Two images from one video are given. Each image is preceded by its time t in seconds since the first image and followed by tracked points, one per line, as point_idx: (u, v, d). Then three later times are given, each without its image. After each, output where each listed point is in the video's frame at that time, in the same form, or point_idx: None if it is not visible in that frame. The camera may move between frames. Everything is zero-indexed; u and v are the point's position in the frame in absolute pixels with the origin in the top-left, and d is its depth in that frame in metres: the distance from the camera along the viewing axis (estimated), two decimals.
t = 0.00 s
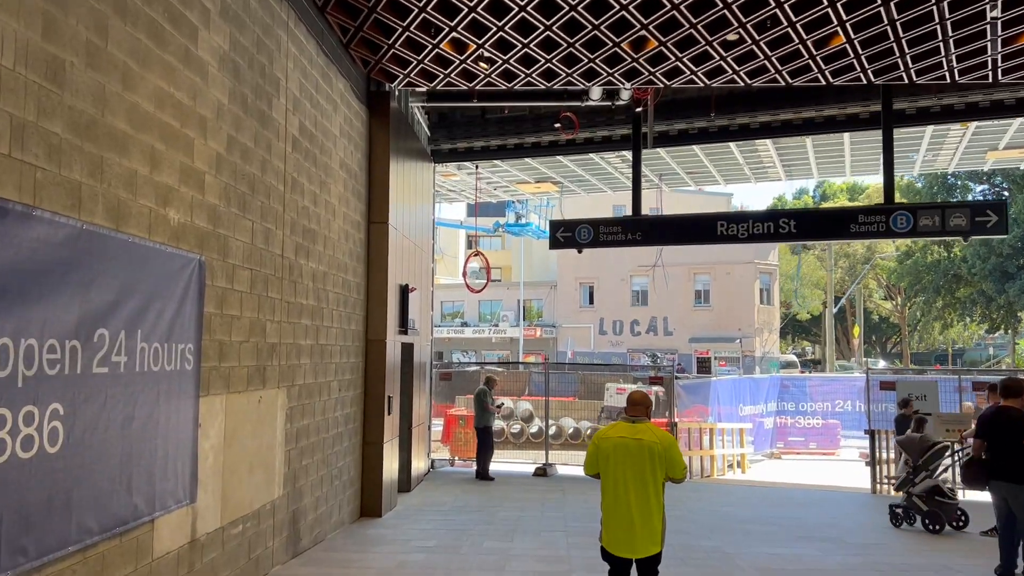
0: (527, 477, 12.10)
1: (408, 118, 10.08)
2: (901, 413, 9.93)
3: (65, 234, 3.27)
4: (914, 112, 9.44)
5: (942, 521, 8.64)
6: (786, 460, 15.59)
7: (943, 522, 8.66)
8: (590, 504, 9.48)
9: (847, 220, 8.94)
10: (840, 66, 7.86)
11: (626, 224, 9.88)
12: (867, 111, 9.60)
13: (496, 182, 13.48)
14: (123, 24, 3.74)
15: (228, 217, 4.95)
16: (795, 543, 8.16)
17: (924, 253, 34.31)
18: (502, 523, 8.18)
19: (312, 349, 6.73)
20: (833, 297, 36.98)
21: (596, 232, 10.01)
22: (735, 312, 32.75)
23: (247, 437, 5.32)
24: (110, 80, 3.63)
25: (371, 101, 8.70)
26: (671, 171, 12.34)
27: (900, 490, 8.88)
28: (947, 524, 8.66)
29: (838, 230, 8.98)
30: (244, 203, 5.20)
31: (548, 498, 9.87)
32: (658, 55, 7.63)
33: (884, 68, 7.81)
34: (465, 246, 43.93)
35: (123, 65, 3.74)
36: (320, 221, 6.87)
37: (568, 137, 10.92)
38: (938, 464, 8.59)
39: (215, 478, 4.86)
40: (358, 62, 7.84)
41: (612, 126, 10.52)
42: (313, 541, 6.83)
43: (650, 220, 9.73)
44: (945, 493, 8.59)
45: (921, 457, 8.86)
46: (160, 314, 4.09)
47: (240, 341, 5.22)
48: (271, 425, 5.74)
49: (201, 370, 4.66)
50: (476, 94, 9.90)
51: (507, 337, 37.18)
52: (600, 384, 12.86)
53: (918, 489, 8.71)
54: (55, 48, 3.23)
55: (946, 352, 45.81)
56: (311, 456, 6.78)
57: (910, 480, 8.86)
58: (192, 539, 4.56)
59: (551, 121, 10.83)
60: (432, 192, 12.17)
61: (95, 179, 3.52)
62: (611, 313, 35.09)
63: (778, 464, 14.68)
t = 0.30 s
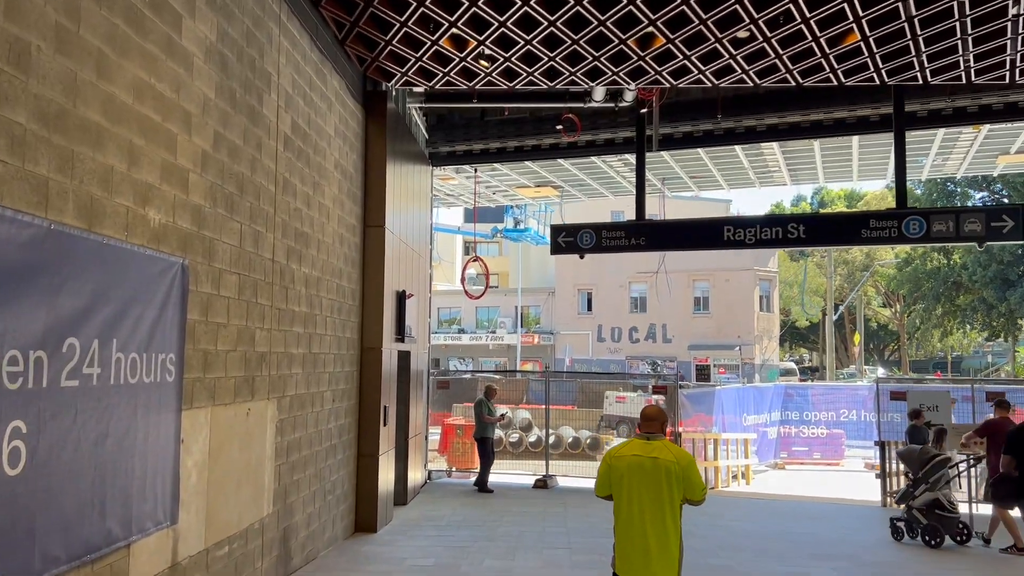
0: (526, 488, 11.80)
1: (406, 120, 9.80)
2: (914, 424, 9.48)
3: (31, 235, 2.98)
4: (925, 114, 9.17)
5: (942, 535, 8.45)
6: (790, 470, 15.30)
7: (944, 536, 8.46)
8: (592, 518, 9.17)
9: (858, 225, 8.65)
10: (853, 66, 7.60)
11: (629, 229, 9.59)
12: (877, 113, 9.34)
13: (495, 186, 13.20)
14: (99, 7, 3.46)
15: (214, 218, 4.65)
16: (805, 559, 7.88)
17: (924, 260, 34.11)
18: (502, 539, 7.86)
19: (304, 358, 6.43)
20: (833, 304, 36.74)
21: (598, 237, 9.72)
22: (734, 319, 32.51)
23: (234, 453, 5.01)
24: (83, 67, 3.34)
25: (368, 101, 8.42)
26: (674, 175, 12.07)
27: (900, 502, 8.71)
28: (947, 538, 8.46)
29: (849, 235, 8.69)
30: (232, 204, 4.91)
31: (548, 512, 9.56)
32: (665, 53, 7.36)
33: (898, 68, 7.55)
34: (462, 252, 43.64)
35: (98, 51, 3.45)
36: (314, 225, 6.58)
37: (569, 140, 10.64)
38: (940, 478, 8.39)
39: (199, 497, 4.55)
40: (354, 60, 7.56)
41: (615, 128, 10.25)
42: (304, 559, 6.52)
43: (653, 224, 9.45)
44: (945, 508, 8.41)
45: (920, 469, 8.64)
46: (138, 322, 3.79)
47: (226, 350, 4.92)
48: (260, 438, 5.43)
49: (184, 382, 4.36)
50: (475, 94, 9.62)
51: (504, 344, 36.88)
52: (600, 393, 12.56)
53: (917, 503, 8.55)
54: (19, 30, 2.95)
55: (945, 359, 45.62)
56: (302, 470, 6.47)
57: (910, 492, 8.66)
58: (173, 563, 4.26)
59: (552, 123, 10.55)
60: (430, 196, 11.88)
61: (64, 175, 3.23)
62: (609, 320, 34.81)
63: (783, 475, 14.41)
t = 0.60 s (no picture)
0: (523, 500, 11.53)
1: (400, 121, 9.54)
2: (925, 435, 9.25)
3: None
4: (932, 117, 8.95)
5: (937, 548, 8.16)
6: (790, 481, 15.04)
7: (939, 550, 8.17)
8: (590, 532, 8.89)
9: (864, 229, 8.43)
10: (860, 66, 7.39)
11: (629, 233, 9.36)
12: (882, 115, 9.13)
13: (491, 190, 12.95)
14: None
15: (194, 215, 4.39)
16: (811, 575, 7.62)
17: (919, 268, 33.97)
18: (498, 554, 7.58)
19: (292, 365, 6.15)
20: (828, 313, 36.57)
21: (597, 242, 9.47)
22: (730, 327, 32.31)
23: (215, 464, 4.74)
24: (47, 47, 3.08)
25: (361, 99, 8.16)
26: (673, 180, 11.85)
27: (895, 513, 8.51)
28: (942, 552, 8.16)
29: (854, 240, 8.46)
30: (214, 201, 4.64)
31: (545, 525, 9.27)
32: (668, 51, 7.13)
33: (907, 67, 7.34)
34: (456, 259, 43.37)
35: (64, 31, 3.20)
36: (303, 226, 6.31)
37: (567, 143, 10.41)
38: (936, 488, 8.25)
39: (176, 512, 4.27)
40: (346, 56, 7.31)
41: (614, 131, 10.02)
42: None
43: (654, 229, 9.22)
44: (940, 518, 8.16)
45: (915, 480, 8.55)
46: (107, 324, 3.52)
47: (207, 355, 4.65)
48: (243, 449, 5.16)
49: (160, 390, 4.08)
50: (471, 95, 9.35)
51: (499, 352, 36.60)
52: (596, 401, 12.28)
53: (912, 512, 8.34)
54: None
55: (939, 368, 45.53)
56: (290, 482, 6.19)
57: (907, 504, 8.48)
58: None
59: (550, 125, 10.32)
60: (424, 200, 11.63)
61: (25, 163, 2.97)
62: (605, 328, 34.55)
63: (782, 485, 14.17)
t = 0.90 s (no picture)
0: (516, 517, 11.22)
1: (391, 128, 9.29)
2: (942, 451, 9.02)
3: None
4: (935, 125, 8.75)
5: (931, 568, 7.85)
6: (788, 497, 14.69)
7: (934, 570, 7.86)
8: (585, 552, 8.60)
9: (867, 239, 8.20)
10: (865, 71, 7.19)
11: (625, 243, 9.11)
12: (883, 123, 8.94)
13: (484, 199, 12.71)
14: None
15: (168, 220, 4.12)
16: None
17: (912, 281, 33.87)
18: None
19: (274, 379, 5.86)
20: (822, 325, 36.43)
21: (592, 252, 9.23)
22: (723, 340, 32.11)
23: (189, 485, 4.44)
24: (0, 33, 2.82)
25: (350, 104, 7.91)
26: (670, 189, 11.63)
27: (889, 532, 8.25)
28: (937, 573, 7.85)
29: (857, 251, 8.23)
30: (191, 205, 4.38)
31: (538, 544, 8.97)
32: (668, 54, 6.91)
33: (912, 73, 7.15)
34: (448, 270, 43.08)
35: (21, 16, 2.93)
36: (287, 233, 6.04)
37: (562, 151, 10.18)
38: (930, 506, 8.02)
39: (144, 538, 3.98)
40: (334, 58, 7.06)
41: (610, 139, 9.80)
42: None
43: (650, 239, 8.97)
44: (935, 536, 7.90)
45: (910, 499, 8.28)
46: (67, 336, 3.23)
47: (181, 369, 4.37)
48: (220, 468, 4.87)
49: (127, 407, 3.79)
50: (464, 100, 9.11)
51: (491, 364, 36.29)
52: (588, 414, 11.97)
53: (906, 531, 8.10)
54: None
55: (931, 382, 45.44)
56: (272, 503, 5.89)
57: (901, 522, 8.22)
58: None
59: (544, 133, 10.09)
60: (416, 209, 11.37)
61: None
62: (597, 340, 34.28)
63: (782, 502, 13.81)
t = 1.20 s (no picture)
0: (509, 533, 10.94)
1: (383, 132, 9.08)
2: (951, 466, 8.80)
3: None
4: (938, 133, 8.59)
5: None
6: (784, 512, 14.43)
7: None
8: (581, 569, 8.33)
9: (871, 247, 8.00)
10: (868, 75, 7.02)
11: (623, 251, 8.90)
12: (885, 131, 8.78)
13: (477, 207, 12.49)
14: None
15: (144, 219, 3.87)
16: None
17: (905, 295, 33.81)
18: None
19: (258, 389, 5.60)
20: (815, 338, 36.31)
21: (589, 260, 9.03)
22: (717, 353, 31.93)
23: (165, 502, 4.17)
24: None
25: (341, 106, 7.68)
26: (667, 198, 11.45)
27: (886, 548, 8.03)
28: None
29: (860, 259, 8.02)
30: (169, 204, 4.13)
31: (533, 561, 8.70)
32: (668, 56, 6.71)
33: (917, 77, 6.98)
34: (440, 281, 42.82)
35: None
36: (274, 236, 5.79)
37: (558, 158, 9.99)
38: (926, 521, 7.75)
39: (114, 559, 3.70)
40: (325, 58, 6.84)
41: (607, 145, 9.61)
42: None
43: (649, 246, 8.78)
44: (931, 554, 7.66)
45: (905, 512, 8.03)
46: (27, 340, 2.97)
47: (157, 379, 4.10)
48: (199, 484, 4.60)
49: (96, 418, 3.53)
50: (458, 104, 8.91)
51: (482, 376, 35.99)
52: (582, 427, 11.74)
53: (901, 548, 7.86)
54: None
55: (924, 395, 45.35)
56: (255, 520, 5.61)
57: (896, 538, 7.98)
58: None
59: (539, 139, 9.90)
60: (408, 217, 11.15)
61: None
62: (590, 352, 34.02)
63: (780, 516, 13.56)
